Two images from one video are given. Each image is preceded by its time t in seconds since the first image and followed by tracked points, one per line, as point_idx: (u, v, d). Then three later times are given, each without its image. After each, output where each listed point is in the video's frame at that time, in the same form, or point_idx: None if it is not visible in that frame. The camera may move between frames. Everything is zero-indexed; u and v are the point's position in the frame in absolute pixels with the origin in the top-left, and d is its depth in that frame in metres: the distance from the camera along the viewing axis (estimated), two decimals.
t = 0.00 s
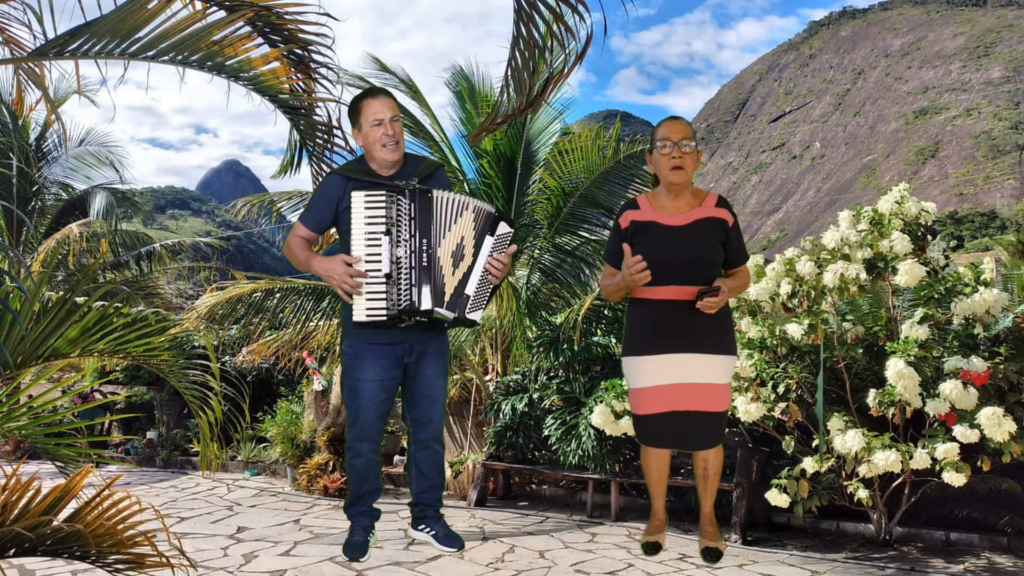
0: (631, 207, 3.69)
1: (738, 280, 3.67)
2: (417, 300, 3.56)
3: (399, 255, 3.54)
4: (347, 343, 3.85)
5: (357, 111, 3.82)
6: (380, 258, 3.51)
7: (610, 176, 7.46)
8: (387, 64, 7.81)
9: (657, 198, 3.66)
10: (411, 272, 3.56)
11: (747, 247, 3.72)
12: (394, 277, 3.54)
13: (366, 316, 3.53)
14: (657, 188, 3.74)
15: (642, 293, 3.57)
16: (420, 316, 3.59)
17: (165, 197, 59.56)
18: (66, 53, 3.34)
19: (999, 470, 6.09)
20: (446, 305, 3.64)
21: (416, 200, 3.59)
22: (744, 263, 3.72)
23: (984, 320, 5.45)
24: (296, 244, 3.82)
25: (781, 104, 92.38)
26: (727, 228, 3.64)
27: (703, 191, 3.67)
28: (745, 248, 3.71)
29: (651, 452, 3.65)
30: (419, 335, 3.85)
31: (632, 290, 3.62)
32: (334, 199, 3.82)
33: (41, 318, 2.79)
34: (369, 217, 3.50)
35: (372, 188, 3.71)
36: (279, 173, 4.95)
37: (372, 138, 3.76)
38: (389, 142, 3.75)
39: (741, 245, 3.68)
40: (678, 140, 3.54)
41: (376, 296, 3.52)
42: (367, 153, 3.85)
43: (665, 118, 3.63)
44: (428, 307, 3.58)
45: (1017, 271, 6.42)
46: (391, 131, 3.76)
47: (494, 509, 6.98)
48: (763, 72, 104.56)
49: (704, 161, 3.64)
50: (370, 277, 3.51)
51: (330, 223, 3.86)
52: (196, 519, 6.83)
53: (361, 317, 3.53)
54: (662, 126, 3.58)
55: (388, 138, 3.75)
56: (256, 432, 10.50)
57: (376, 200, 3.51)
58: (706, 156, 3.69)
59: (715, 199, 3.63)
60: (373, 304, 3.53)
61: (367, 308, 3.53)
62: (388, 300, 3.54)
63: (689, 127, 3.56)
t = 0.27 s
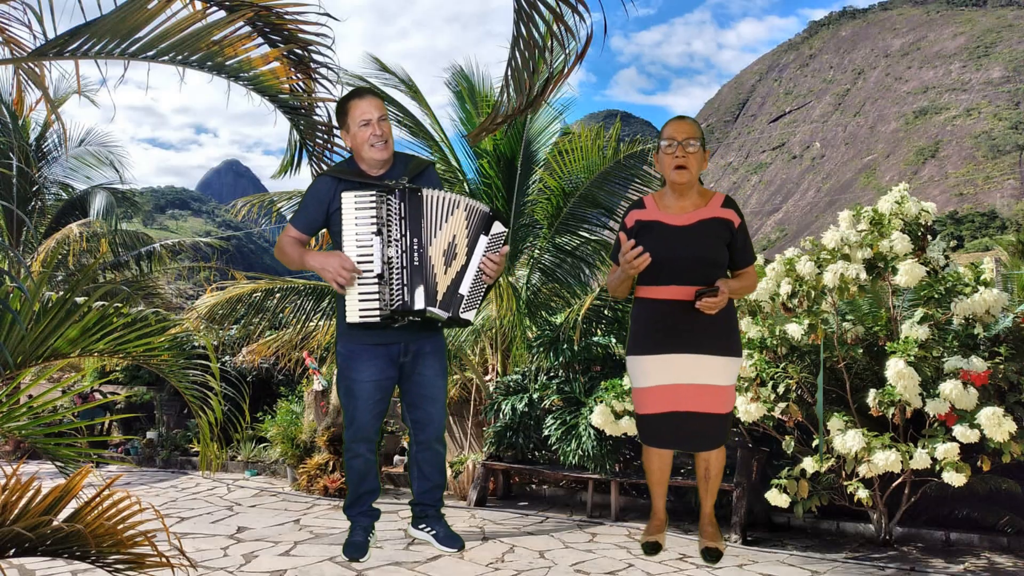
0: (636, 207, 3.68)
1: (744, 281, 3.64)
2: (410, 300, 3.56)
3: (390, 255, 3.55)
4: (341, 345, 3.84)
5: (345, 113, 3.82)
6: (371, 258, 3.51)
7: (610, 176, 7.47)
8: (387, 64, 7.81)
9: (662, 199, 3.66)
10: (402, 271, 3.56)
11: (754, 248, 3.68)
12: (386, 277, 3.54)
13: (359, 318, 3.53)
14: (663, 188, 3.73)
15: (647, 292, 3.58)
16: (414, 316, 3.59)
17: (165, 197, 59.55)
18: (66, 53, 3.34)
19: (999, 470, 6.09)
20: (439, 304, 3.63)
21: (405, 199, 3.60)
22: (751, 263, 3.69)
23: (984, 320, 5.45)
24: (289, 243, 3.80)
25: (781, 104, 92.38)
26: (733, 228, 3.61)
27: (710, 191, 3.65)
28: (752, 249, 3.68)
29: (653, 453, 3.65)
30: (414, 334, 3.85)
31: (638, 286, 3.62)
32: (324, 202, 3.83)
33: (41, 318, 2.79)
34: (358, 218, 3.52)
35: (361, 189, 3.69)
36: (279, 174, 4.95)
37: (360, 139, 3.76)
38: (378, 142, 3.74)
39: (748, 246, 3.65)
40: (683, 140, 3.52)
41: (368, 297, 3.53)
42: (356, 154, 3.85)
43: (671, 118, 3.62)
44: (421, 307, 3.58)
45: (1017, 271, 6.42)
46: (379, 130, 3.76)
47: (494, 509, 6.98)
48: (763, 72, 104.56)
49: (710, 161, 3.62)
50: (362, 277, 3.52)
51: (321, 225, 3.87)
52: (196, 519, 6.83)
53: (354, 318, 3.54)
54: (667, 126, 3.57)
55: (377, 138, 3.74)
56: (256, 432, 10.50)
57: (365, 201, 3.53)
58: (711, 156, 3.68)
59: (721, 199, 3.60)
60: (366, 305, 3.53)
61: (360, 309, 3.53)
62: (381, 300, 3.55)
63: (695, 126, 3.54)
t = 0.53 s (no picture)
0: (644, 206, 3.71)
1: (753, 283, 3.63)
2: (403, 300, 3.57)
3: (382, 255, 3.55)
4: (336, 346, 3.84)
5: (336, 112, 3.81)
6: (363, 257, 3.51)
7: (610, 176, 7.48)
8: (387, 64, 7.81)
9: (670, 198, 3.67)
10: (394, 271, 3.56)
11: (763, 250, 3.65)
12: (378, 276, 3.54)
13: (353, 318, 3.52)
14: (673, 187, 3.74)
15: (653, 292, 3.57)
16: (407, 315, 3.59)
17: (164, 197, 59.55)
18: (66, 53, 3.34)
19: (999, 470, 6.08)
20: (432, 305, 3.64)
21: (398, 198, 3.60)
22: (758, 265, 3.64)
23: (984, 320, 5.45)
24: (280, 241, 3.77)
25: (781, 104, 92.37)
26: (740, 229, 3.60)
27: (717, 191, 3.65)
28: (760, 250, 3.65)
29: (655, 453, 3.65)
30: (408, 335, 3.85)
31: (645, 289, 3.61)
32: (317, 201, 3.83)
33: (41, 318, 2.79)
34: (351, 218, 3.51)
35: (354, 189, 3.72)
36: (279, 173, 4.96)
37: (352, 139, 3.76)
38: (369, 143, 3.74)
39: (755, 248, 3.63)
40: (689, 140, 3.51)
41: (362, 296, 3.52)
42: (349, 153, 3.85)
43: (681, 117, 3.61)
44: (414, 307, 3.58)
45: (1017, 271, 6.42)
46: (371, 130, 3.75)
47: (494, 509, 6.98)
48: (763, 72, 104.56)
49: (717, 161, 3.62)
50: (354, 275, 3.51)
51: (315, 225, 3.87)
52: (196, 519, 6.83)
53: (347, 319, 3.53)
54: (675, 125, 3.56)
55: (368, 139, 3.74)
56: (256, 432, 10.50)
57: (357, 201, 3.52)
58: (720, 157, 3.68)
59: (728, 199, 3.61)
60: (359, 305, 3.52)
61: (353, 309, 3.52)
62: (374, 300, 3.54)
63: (703, 126, 3.53)
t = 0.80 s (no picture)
0: (651, 205, 3.71)
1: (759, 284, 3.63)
2: (399, 301, 3.56)
3: (378, 257, 3.54)
4: (332, 346, 3.83)
5: (333, 114, 3.80)
6: (359, 259, 3.51)
7: (610, 176, 7.49)
8: (387, 64, 7.81)
9: (676, 199, 3.67)
10: (389, 273, 3.55)
11: (770, 251, 3.64)
12: (374, 278, 3.53)
13: (349, 319, 3.53)
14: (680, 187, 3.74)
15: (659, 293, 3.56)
16: (401, 318, 3.59)
17: (164, 197, 59.56)
18: (66, 53, 3.34)
19: (999, 471, 6.08)
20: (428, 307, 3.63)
21: (394, 201, 3.60)
22: (765, 266, 3.63)
23: (984, 320, 5.45)
24: (277, 242, 3.79)
25: (780, 105, 92.36)
26: (746, 230, 3.59)
27: (724, 191, 3.64)
28: (767, 251, 3.64)
29: (656, 454, 3.65)
30: (405, 336, 3.84)
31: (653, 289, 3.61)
32: (314, 202, 3.83)
33: (41, 318, 2.79)
34: (348, 220, 3.51)
35: (351, 189, 3.74)
36: (279, 174, 4.96)
37: (350, 139, 3.75)
38: (367, 143, 3.74)
39: (761, 248, 3.62)
40: (694, 140, 3.51)
41: (357, 298, 3.53)
42: (346, 154, 3.85)
43: (688, 117, 3.61)
44: (410, 308, 3.57)
45: (1017, 271, 6.42)
46: (369, 131, 3.75)
47: (494, 509, 6.98)
48: (763, 72, 104.55)
49: (723, 161, 3.61)
50: (350, 276, 3.51)
51: (312, 225, 3.88)
52: (196, 519, 6.83)
53: (343, 320, 3.53)
54: (682, 126, 3.56)
55: (366, 139, 3.74)
56: (257, 432, 10.50)
57: (355, 203, 3.51)
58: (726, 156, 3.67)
59: (735, 200, 3.60)
60: (355, 306, 3.53)
61: (349, 311, 3.53)
62: (369, 301, 3.54)
63: (708, 126, 3.52)
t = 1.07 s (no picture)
0: (654, 205, 3.69)
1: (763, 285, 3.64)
2: (398, 301, 3.56)
3: (378, 256, 3.54)
4: (332, 346, 3.83)
5: (334, 113, 3.80)
6: (359, 258, 3.51)
7: (610, 176, 7.50)
8: (387, 64, 7.80)
9: (681, 198, 3.66)
10: (389, 272, 3.55)
11: (773, 253, 3.65)
12: (374, 278, 3.53)
13: (348, 318, 3.53)
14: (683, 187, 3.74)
15: (663, 292, 3.55)
16: (401, 318, 3.58)
17: (164, 197, 59.56)
18: (66, 53, 3.34)
19: (999, 471, 6.08)
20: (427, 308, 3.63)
21: (394, 200, 3.59)
22: (769, 267, 3.64)
23: (984, 320, 5.45)
24: (277, 240, 3.80)
25: (781, 104, 92.37)
26: (751, 231, 3.60)
27: (729, 192, 3.65)
28: (770, 252, 3.65)
29: (658, 454, 3.65)
30: (405, 336, 3.84)
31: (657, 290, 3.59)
32: (315, 201, 3.83)
33: (41, 318, 2.79)
34: (348, 219, 3.51)
35: (352, 188, 3.74)
36: (279, 173, 4.96)
37: (350, 139, 3.76)
38: (367, 143, 3.74)
39: (765, 248, 3.63)
40: (702, 139, 3.52)
41: (357, 297, 3.53)
42: (347, 153, 3.85)
43: (695, 116, 3.61)
44: (409, 308, 3.57)
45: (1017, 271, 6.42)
46: (370, 131, 3.75)
47: (494, 509, 6.98)
48: (763, 72, 104.55)
49: (729, 161, 3.61)
50: (350, 275, 3.52)
51: (312, 224, 3.88)
52: (196, 519, 6.83)
53: (342, 319, 3.54)
54: (689, 124, 3.56)
55: (366, 139, 3.74)
56: (256, 432, 10.50)
57: (355, 202, 3.51)
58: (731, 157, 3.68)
59: (740, 201, 3.61)
60: (354, 305, 3.53)
61: (348, 310, 3.54)
62: (368, 301, 3.54)
63: (716, 126, 3.52)
